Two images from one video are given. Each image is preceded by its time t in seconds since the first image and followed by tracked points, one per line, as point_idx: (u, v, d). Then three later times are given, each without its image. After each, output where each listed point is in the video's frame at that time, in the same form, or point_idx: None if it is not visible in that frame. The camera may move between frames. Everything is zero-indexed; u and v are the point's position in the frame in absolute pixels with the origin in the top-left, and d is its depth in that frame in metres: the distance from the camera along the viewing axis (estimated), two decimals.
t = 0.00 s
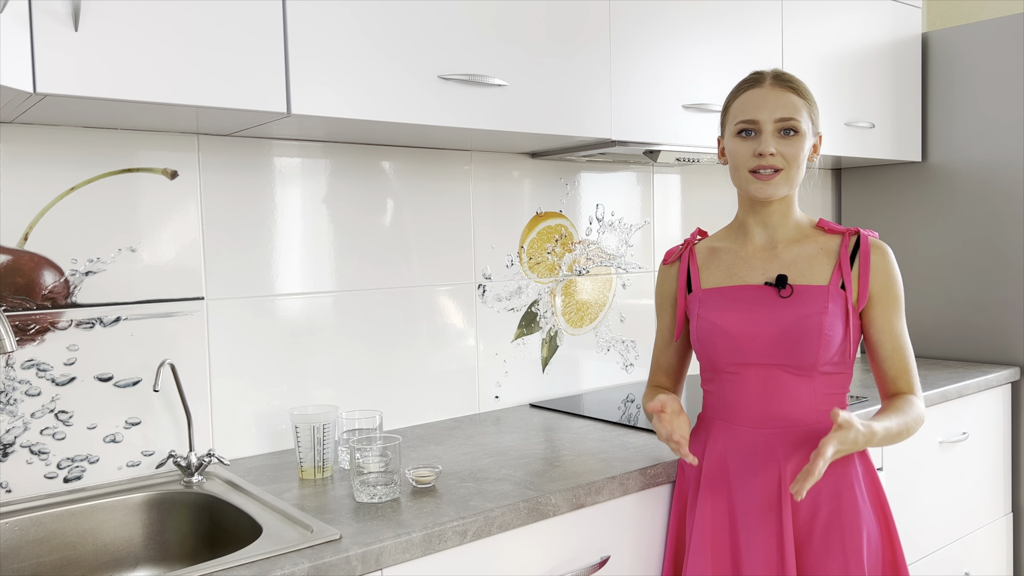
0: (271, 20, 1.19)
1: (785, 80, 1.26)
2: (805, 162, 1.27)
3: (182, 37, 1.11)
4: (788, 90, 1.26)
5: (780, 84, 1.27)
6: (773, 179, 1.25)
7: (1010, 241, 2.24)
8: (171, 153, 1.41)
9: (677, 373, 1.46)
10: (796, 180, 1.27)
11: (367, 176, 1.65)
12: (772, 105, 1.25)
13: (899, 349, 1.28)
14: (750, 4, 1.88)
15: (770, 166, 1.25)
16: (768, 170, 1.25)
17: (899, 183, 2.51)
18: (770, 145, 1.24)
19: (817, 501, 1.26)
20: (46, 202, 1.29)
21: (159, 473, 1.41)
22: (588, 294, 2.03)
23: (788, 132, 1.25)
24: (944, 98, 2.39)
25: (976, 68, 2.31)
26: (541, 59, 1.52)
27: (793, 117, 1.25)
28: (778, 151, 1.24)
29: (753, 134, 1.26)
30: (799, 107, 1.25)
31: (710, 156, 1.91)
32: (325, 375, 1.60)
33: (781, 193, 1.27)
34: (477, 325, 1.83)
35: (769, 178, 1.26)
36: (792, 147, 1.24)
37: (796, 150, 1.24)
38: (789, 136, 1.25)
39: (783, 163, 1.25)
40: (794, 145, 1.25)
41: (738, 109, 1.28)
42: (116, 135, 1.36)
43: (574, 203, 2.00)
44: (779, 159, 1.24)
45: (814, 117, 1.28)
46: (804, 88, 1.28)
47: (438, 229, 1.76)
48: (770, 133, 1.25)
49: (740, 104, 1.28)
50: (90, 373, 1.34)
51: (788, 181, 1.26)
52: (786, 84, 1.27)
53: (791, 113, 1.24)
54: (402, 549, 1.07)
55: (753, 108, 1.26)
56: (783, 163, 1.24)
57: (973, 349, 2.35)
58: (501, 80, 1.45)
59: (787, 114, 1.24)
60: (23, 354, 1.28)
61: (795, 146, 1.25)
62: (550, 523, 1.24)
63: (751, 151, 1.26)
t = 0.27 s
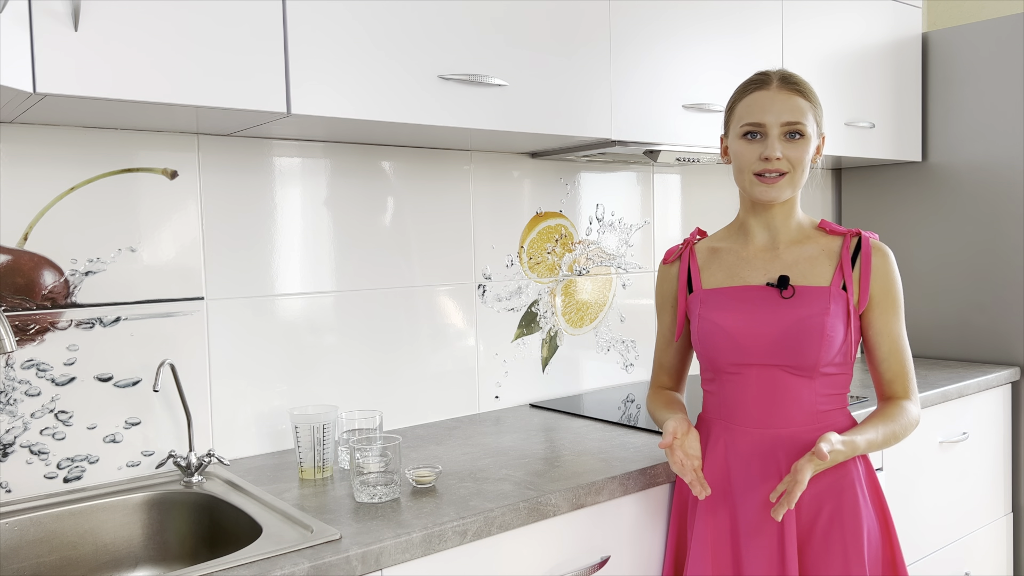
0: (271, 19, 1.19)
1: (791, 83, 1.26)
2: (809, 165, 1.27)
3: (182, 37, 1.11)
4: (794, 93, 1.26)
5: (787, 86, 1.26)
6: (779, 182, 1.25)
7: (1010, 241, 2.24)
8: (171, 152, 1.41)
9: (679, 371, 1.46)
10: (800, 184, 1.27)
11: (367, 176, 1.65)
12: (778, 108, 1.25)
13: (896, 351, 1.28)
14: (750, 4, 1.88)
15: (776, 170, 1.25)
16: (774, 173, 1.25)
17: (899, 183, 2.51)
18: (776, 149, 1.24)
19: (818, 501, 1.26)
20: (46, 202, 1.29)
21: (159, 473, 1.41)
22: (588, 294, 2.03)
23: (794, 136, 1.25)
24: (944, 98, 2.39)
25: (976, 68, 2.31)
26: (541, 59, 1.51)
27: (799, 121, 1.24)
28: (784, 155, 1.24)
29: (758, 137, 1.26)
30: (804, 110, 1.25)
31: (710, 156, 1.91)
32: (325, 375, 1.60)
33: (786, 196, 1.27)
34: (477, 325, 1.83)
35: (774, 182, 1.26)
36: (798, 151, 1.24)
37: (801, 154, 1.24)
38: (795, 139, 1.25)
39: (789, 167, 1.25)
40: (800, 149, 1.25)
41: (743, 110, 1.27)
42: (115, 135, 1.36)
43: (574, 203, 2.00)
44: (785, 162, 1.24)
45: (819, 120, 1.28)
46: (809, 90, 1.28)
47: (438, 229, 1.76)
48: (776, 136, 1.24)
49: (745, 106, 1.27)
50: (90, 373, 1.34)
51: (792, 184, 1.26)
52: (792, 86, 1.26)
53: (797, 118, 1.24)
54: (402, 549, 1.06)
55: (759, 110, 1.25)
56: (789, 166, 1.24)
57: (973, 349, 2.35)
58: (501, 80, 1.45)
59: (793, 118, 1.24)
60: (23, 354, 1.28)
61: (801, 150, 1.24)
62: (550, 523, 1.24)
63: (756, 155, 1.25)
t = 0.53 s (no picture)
0: (271, 20, 1.19)
1: (791, 82, 1.26)
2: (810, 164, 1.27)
3: (182, 37, 1.11)
4: (794, 93, 1.26)
5: (786, 86, 1.26)
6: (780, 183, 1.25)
7: (1010, 240, 2.24)
8: (171, 153, 1.41)
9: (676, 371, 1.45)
10: (801, 183, 1.27)
11: (367, 176, 1.65)
12: (778, 108, 1.25)
13: (902, 349, 1.28)
14: (750, 4, 1.88)
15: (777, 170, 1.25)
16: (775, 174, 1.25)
17: (899, 183, 2.51)
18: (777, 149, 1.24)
19: (818, 501, 1.26)
20: (46, 202, 1.29)
21: (159, 473, 1.41)
22: (588, 294, 2.03)
23: (794, 136, 1.25)
24: (944, 98, 2.39)
25: (976, 68, 2.31)
26: (541, 59, 1.52)
27: (799, 121, 1.24)
28: (784, 155, 1.24)
29: (759, 137, 1.26)
30: (805, 110, 1.25)
31: (710, 156, 1.91)
32: (325, 375, 1.60)
33: (787, 197, 1.27)
34: (477, 325, 1.83)
35: (775, 183, 1.26)
36: (799, 150, 1.24)
37: (802, 154, 1.24)
38: (795, 139, 1.25)
39: (790, 167, 1.25)
40: (800, 149, 1.25)
41: (743, 111, 1.28)
42: (115, 135, 1.36)
43: (574, 203, 2.00)
44: (786, 163, 1.24)
45: (819, 119, 1.28)
46: (809, 90, 1.28)
47: (438, 229, 1.76)
48: (777, 136, 1.24)
49: (745, 106, 1.27)
50: (90, 373, 1.34)
51: (794, 185, 1.26)
52: (792, 86, 1.26)
53: (798, 118, 1.24)
54: (402, 549, 1.07)
55: (759, 111, 1.25)
56: (790, 167, 1.24)
57: (973, 349, 2.35)
58: (501, 80, 1.45)
59: (793, 118, 1.24)
60: (23, 354, 1.28)
61: (801, 150, 1.24)
62: (550, 523, 1.24)
63: (757, 155, 1.26)
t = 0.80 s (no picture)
0: (271, 19, 1.19)
1: (791, 84, 1.26)
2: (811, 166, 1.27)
3: (182, 37, 1.11)
4: (794, 95, 1.26)
5: (786, 88, 1.26)
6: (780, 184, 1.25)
7: (1010, 240, 2.24)
8: (171, 153, 1.41)
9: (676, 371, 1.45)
10: (802, 185, 1.27)
11: (367, 176, 1.65)
12: (778, 110, 1.25)
13: (907, 349, 1.27)
14: (750, 3, 1.88)
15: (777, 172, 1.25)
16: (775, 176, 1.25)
17: (899, 183, 2.51)
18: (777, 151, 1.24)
19: (818, 501, 1.26)
20: (46, 202, 1.29)
21: (159, 473, 1.41)
22: (588, 294, 2.03)
23: (794, 137, 1.25)
24: (944, 98, 2.39)
25: (976, 68, 2.31)
26: (541, 59, 1.51)
27: (799, 123, 1.24)
28: (784, 157, 1.24)
29: (759, 139, 1.26)
30: (805, 112, 1.25)
31: (710, 156, 1.91)
32: (325, 375, 1.60)
33: (787, 198, 1.27)
34: (477, 325, 1.83)
35: (776, 185, 1.26)
36: (799, 152, 1.24)
37: (803, 156, 1.24)
38: (796, 141, 1.25)
39: (790, 168, 1.25)
40: (801, 151, 1.24)
41: (744, 113, 1.28)
42: (115, 135, 1.36)
43: (574, 203, 2.00)
44: (786, 165, 1.24)
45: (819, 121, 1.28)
46: (809, 91, 1.27)
47: (438, 229, 1.76)
48: (777, 138, 1.24)
49: (745, 109, 1.27)
50: (90, 373, 1.34)
51: (794, 186, 1.26)
52: (792, 88, 1.26)
53: (798, 120, 1.24)
54: (402, 549, 1.06)
55: (759, 113, 1.25)
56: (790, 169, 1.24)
57: (973, 349, 2.35)
58: (501, 80, 1.45)
59: (793, 119, 1.24)
60: (23, 354, 1.28)
61: (801, 151, 1.24)
62: (550, 523, 1.24)
63: (757, 158, 1.26)
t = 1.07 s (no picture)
0: (271, 19, 1.19)
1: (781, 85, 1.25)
2: (801, 166, 1.26)
3: (182, 37, 1.11)
4: (783, 95, 1.25)
5: (775, 88, 1.26)
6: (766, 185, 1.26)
7: (1010, 240, 2.24)
8: (171, 153, 1.41)
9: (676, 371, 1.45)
10: (791, 185, 1.26)
11: (367, 175, 1.65)
12: (765, 111, 1.24)
13: (910, 352, 1.26)
14: (750, 3, 1.88)
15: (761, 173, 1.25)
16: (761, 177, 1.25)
17: (899, 183, 2.51)
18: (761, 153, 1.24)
19: (817, 501, 1.26)
20: (46, 202, 1.29)
21: (159, 473, 1.41)
22: (588, 294, 2.03)
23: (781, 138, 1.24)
24: (945, 98, 2.39)
25: (976, 68, 2.31)
26: (541, 58, 1.51)
27: (787, 123, 1.24)
28: (768, 158, 1.24)
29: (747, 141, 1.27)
30: (793, 112, 1.24)
31: (710, 156, 1.91)
32: (325, 375, 1.60)
33: (778, 198, 1.27)
34: (477, 325, 1.83)
35: (763, 185, 1.26)
36: (785, 153, 1.24)
37: (789, 156, 1.23)
38: (783, 141, 1.24)
39: (776, 169, 1.24)
40: (788, 151, 1.24)
41: (734, 116, 1.28)
42: (115, 135, 1.36)
43: (574, 203, 2.00)
44: (770, 165, 1.24)
45: (813, 120, 1.26)
46: (802, 91, 1.26)
47: (438, 229, 1.76)
48: (762, 139, 1.24)
49: (735, 111, 1.28)
50: (90, 373, 1.34)
51: (784, 187, 1.26)
52: (782, 88, 1.26)
53: (785, 120, 1.23)
54: (402, 549, 1.06)
55: (746, 115, 1.26)
56: (776, 169, 1.24)
57: (973, 349, 2.35)
58: (501, 80, 1.45)
59: (779, 120, 1.24)
60: (23, 354, 1.28)
61: (787, 151, 1.24)
62: (550, 523, 1.24)
63: (743, 159, 1.26)
